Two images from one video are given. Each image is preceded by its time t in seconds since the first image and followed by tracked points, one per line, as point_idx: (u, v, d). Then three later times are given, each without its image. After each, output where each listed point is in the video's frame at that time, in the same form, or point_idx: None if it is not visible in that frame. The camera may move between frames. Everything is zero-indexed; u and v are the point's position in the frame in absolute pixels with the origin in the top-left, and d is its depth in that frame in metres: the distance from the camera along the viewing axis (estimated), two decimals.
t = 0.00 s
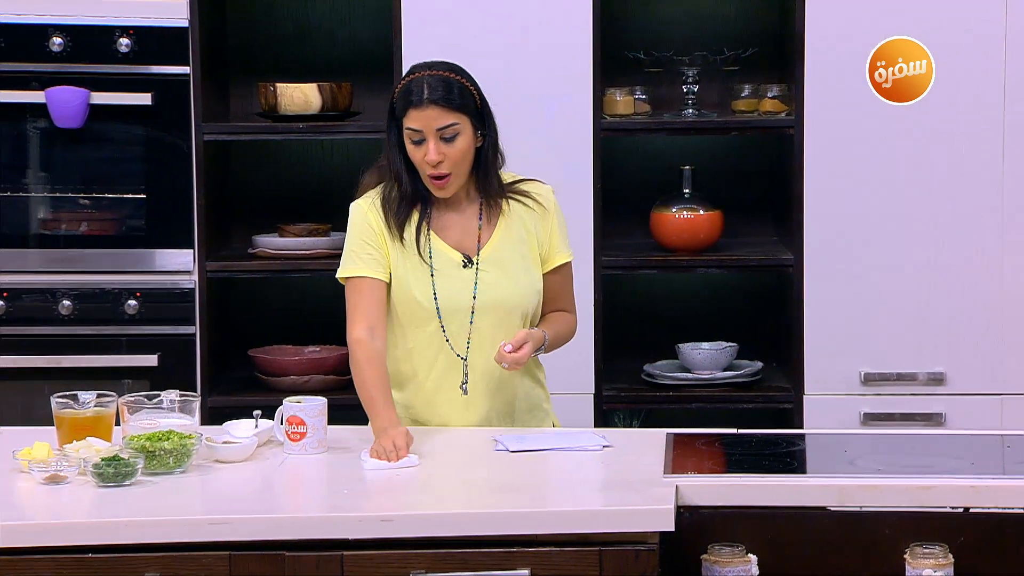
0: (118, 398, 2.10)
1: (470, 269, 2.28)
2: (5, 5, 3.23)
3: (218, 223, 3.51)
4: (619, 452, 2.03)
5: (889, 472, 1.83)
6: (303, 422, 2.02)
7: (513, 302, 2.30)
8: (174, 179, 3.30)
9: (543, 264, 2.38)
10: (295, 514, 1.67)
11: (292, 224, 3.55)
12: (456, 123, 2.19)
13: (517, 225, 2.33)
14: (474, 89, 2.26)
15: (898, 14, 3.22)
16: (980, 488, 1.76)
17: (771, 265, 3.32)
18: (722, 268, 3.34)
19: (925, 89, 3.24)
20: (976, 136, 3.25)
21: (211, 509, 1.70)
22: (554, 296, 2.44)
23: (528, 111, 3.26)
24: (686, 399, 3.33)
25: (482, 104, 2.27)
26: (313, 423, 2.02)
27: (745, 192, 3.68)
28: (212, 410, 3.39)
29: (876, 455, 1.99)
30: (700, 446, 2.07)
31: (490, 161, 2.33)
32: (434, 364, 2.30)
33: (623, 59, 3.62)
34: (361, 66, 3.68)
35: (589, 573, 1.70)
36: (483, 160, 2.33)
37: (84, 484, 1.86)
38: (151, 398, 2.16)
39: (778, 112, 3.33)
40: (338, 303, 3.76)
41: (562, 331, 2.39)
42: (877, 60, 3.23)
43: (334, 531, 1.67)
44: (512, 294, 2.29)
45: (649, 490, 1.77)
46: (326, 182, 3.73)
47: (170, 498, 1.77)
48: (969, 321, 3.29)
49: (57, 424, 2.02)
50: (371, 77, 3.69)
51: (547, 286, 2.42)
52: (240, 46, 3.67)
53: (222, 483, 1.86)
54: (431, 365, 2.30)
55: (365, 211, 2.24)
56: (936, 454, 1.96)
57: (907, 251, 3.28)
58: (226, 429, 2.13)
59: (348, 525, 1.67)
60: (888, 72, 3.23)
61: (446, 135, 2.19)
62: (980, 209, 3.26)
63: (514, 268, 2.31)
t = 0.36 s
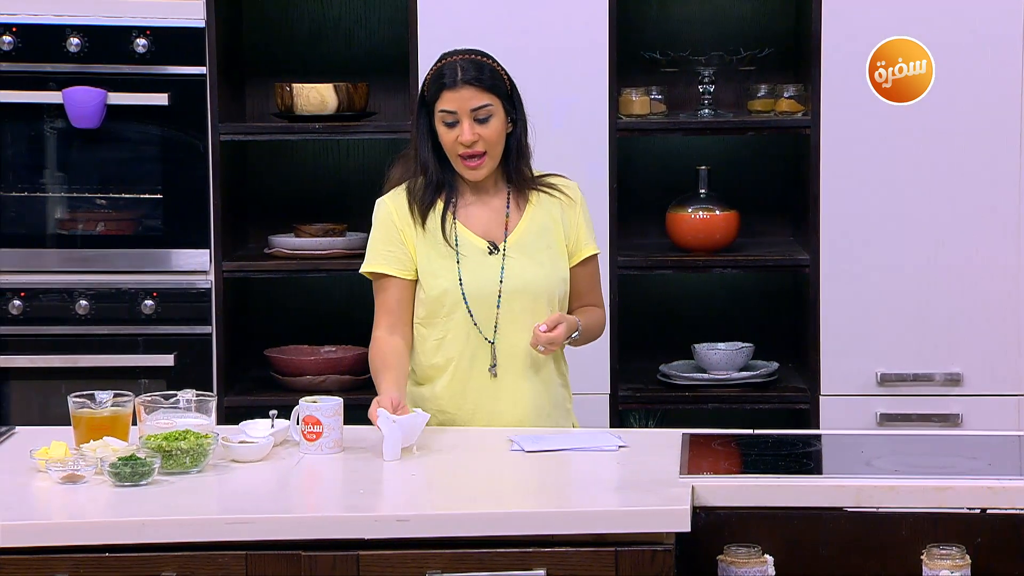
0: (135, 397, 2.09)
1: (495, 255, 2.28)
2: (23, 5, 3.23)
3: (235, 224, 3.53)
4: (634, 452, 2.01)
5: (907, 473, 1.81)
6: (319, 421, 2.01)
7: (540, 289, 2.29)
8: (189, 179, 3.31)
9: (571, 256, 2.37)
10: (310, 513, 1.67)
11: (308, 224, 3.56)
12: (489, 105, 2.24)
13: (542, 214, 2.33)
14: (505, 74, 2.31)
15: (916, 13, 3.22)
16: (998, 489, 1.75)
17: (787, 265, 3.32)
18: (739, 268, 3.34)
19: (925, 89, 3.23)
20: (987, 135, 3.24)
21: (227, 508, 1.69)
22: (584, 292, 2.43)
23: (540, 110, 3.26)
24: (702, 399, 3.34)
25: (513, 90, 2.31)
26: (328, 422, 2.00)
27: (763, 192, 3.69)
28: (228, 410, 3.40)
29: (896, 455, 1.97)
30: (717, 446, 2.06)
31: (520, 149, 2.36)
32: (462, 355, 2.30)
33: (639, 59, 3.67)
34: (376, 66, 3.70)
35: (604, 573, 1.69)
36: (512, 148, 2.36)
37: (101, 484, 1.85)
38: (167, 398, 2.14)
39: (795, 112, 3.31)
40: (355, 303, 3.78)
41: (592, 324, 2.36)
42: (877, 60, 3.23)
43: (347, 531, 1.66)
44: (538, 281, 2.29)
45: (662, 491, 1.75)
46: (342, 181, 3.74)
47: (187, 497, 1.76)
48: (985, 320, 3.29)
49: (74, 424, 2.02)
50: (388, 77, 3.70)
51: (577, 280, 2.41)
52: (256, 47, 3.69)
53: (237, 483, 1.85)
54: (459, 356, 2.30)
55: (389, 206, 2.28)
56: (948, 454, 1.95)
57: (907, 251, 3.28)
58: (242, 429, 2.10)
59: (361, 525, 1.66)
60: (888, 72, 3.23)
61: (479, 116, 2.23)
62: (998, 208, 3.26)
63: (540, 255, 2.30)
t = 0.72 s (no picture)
0: (135, 398, 2.09)
1: (515, 260, 2.29)
2: (23, 5, 3.23)
3: (235, 225, 3.53)
4: (633, 452, 2.01)
5: (907, 473, 1.82)
6: (318, 421, 2.01)
7: (551, 297, 2.30)
8: (189, 179, 3.31)
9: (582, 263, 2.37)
10: (310, 513, 1.66)
11: (308, 224, 3.56)
12: (512, 93, 2.26)
13: (557, 221, 2.33)
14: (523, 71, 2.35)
15: (915, 13, 3.22)
16: (998, 489, 1.75)
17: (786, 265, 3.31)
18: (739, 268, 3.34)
19: (925, 89, 3.23)
20: (988, 134, 3.24)
21: (228, 508, 1.69)
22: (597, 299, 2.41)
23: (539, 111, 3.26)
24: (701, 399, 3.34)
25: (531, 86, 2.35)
26: (328, 422, 2.00)
27: (763, 191, 3.69)
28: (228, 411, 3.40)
29: (896, 454, 1.97)
30: (717, 446, 2.06)
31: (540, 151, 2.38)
32: (469, 357, 2.31)
33: (639, 59, 3.67)
34: (376, 66, 3.70)
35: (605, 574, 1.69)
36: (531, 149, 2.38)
37: (101, 484, 1.85)
38: (167, 398, 2.14)
39: (794, 112, 3.31)
40: (355, 303, 3.78)
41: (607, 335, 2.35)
42: (877, 60, 3.23)
43: (347, 531, 1.66)
44: (550, 288, 2.30)
45: (662, 491, 1.74)
46: (342, 181, 3.74)
47: (185, 497, 1.76)
48: (984, 320, 3.29)
49: (74, 424, 2.02)
50: (388, 76, 3.71)
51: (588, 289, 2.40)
52: (256, 46, 3.69)
53: (237, 483, 1.85)
54: (473, 360, 2.31)
55: (407, 204, 2.28)
56: (950, 453, 1.95)
57: (908, 250, 3.28)
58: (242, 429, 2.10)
59: (362, 524, 1.66)
60: (888, 72, 3.23)
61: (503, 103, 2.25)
62: (998, 209, 3.26)
63: (553, 263, 2.31)
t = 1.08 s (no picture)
0: (135, 398, 2.09)
1: (516, 269, 2.29)
2: (23, 5, 3.23)
3: (235, 224, 3.53)
4: (633, 452, 2.01)
5: (907, 473, 1.82)
6: (319, 421, 2.01)
7: (550, 307, 2.31)
8: (189, 179, 3.31)
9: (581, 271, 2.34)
10: (310, 513, 1.66)
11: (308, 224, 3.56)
12: (516, 100, 2.23)
13: (559, 231, 2.32)
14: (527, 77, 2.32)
15: (915, 13, 3.22)
16: (997, 489, 1.75)
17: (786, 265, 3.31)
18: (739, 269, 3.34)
19: (925, 89, 3.23)
20: (989, 134, 3.24)
21: (229, 508, 1.69)
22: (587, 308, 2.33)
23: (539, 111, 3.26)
24: (701, 399, 3.34)
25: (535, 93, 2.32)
26: (328, 423, 2.00)
27: (763, 191, 3.69)
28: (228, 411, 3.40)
29: (896, 454, 1.97)
30: (716, 446, 2.06)
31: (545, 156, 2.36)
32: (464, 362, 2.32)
33: (639, 59, 3.67)
34: (377, 66, 3.70)
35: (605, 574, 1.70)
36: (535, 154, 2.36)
37: (101, 484, 1.84)
38: (167, 398, 2.14)
39: (794, 112, 3.30)
40: (355, 302, 3.78)
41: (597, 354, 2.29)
42: (877, 60, 3.23)
43: (347, 531, 1.65)
44: (550, 299, 2.30)
45: (662, 491, 1.74)
46: (342, 181, 3.74)
47: (185, 497, 1.76)
48: (984, 320, 3.29)
49: (74, 424, 2.02)
50: (389, 77, 3.71)
51: (582, 299, 2.34)
52: (256, 47, 3.69)
53: (237, 483, 1.85)
54: (471, 365, 2.32)
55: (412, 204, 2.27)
56: (950, 454, 1.95)
57: (907, 251, 3.28)
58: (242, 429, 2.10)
59: (363, 525, 1.65)
60: (888, 72, 3.23)
61: (506, 111, 2.22)
62: (999, 209, 3.26)
63: (553, 273, 2.31)
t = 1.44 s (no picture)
0: (135, 398, 2.09)
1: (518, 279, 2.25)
2: (23, 5, 3.23)
3: (235, 225, 3.53)
4: (633, 452, 2.01)
5: (907, 473, 1.82)
6: (318, 421, 2.01)
7: (556, 313, 2.28)
8: (189, 179, 3.31)
9: (576, 269, 2.36)
10: (310, 513, 1.66)
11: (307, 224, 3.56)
12: (505, 127, 2.16)
13: (554, 235, 2.32)
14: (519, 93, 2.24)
15: (915, 13, 3.22)
16: (997, 489, 1.75)
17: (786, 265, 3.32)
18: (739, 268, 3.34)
19: (925, 89, 3.23)
20: (989, 134, 3.24)
21: (229, 509, 1.69)
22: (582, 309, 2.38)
23: (539, 111, 3.26)
24: (701, 399, 3.34)
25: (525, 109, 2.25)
26: (328, 423, 2.00)
27: (764, 191, 3.69)
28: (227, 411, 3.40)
29: (896, 454, 1.97)
30: (717, 446, 2.06)
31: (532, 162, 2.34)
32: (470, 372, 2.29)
33: (639, 59, 3.67)
34: (376, 66, 3.70)
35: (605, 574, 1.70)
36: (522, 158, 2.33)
37: (101, 484, 1.84)
38: (167, 398, 2.14)
39: (794, 112, 3.30)
40: (355, 303, 3.78)
41: (594, 352, 2.36)
42: (877, 60, 3.23)
43: (348, 531, 1.66)
44: (553, 306, 2.27)
45: (662, 491, 1.74)
46: (342, 181, 3.74)
47: (185, 497, 1.76)
48: (984, 320, 3.29)
49: (74, 424, 2.02)
50: (389, 77, 3.71)
51: (580, 296, 2.38)
52: (256, 47, 3.69)
53: (237, 484, 1.85)
54: (475, 377, 2.29)
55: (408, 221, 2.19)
56: (950, 454, 1.95)
57: (907, 251, 3.28)
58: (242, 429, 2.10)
59: (364, 525, 1.65)
60: (888, 73, 3.23)
61: (494, 139, 2.16)
62: (999, 209, 3.26)
63: (556, 279, 2.29)
